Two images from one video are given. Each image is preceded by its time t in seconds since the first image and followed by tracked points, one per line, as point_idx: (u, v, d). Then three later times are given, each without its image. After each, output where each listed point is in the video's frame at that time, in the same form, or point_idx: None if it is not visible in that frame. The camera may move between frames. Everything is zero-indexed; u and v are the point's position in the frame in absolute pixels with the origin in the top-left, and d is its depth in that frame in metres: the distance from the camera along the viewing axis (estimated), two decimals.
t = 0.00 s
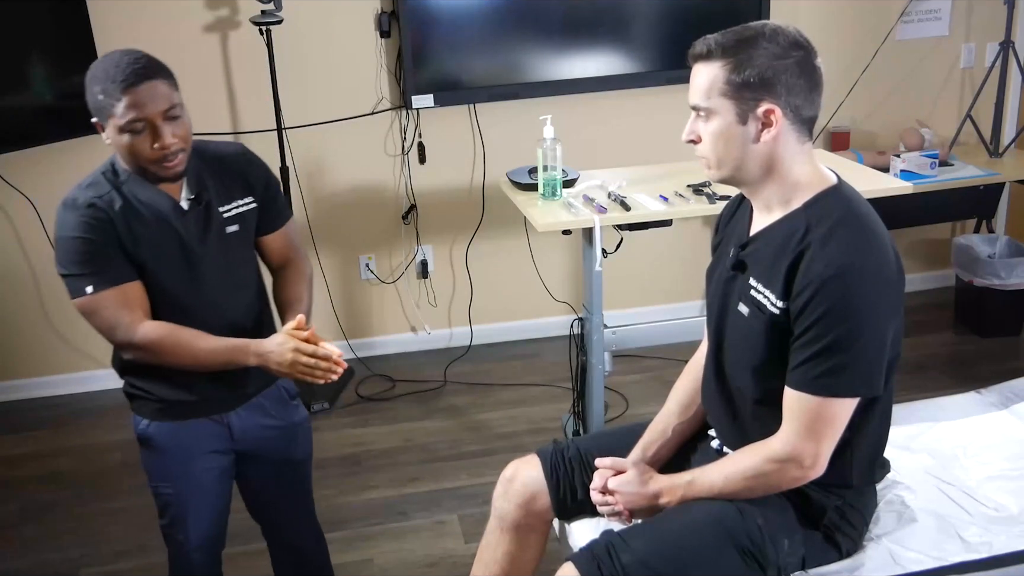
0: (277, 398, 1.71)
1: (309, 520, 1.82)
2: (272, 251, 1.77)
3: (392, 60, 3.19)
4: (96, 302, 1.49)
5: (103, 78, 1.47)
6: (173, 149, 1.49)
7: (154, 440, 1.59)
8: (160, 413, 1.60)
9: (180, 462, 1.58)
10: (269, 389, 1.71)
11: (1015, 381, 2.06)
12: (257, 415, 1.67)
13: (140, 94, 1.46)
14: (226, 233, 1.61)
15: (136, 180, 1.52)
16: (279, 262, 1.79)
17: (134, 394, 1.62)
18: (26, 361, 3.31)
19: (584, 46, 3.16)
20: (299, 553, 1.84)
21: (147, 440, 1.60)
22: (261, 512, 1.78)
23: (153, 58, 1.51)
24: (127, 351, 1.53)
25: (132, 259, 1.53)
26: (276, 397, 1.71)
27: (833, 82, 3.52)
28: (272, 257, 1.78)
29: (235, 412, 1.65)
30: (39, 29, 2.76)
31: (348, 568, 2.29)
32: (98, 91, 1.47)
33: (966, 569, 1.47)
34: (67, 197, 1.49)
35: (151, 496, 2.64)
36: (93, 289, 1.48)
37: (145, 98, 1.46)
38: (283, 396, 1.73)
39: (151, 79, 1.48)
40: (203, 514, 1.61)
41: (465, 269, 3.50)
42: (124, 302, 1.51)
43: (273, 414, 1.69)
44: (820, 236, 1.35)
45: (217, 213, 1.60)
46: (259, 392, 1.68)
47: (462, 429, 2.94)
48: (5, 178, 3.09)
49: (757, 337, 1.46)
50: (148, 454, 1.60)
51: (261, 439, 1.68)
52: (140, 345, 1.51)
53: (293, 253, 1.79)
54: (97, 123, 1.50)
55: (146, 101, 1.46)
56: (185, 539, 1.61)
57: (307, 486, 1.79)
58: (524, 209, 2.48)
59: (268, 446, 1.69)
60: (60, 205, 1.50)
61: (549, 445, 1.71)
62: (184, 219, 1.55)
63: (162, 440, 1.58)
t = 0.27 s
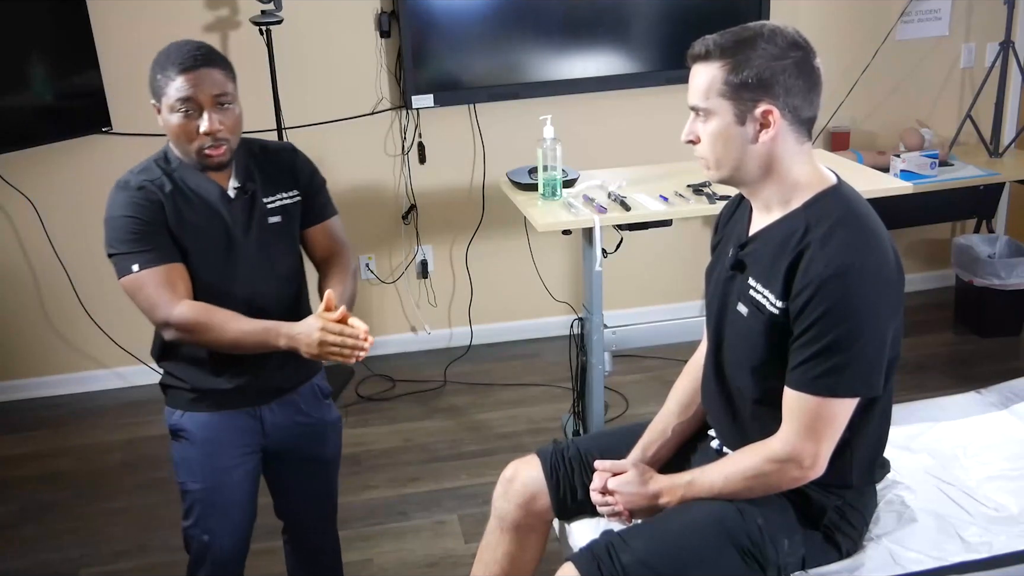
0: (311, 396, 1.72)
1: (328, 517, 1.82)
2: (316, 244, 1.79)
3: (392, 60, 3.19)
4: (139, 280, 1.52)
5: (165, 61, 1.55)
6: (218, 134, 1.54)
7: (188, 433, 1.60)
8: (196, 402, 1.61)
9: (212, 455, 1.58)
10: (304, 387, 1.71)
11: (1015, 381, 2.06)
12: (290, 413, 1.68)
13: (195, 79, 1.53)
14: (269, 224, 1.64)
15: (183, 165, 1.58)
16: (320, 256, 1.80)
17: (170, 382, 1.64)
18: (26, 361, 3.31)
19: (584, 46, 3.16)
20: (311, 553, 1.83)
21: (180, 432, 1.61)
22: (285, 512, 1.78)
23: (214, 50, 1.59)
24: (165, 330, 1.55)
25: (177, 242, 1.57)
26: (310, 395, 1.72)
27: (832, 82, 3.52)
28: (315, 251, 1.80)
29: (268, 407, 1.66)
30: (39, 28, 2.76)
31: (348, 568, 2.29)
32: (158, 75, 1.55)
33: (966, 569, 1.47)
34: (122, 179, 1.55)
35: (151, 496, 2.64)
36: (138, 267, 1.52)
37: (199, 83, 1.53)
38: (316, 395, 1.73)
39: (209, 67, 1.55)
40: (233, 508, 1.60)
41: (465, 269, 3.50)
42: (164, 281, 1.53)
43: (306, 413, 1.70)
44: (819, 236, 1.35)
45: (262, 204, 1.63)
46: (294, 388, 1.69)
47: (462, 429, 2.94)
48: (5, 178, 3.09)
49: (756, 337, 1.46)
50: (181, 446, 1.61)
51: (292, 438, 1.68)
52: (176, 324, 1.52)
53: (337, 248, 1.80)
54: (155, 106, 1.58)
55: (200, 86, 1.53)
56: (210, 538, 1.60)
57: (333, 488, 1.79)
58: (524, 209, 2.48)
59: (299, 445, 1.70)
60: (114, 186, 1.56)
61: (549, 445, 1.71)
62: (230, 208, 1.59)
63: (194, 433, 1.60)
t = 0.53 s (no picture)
0: (329, 400, 1.73)
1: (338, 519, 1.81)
2: (341, 247, 1.79)
3: (392, 60, 3.19)
4: (155, 274, 1.54)
5: (200, 54, 1.58)
6: (241, 130, 1.56)
7: (213, 435, 1.60)
8: (217, 402, 1.62)
9: (239, 453, 1.58)
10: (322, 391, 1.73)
11: (1015, 381, 2.06)
12: (310, 416, 1.69)
13: (224, 73, 1.55)
14: (293, 226, 1.66)
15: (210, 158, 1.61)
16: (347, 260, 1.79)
17: (189, 383, 1.65)
18: (26, 361, 3.31)
19: (584, 46, 3.16)
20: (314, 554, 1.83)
21: (205, 435, 1.61)
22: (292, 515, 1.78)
23: (248, 47, 1.61)
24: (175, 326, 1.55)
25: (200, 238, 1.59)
26: (328, 400, 1.73)
27: (832, 82, 3.52)
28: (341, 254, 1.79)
29: (289, 409, 1.67)
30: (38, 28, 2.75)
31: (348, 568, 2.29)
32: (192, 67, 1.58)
33: (966, 569, 1.47)
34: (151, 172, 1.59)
35: (151, 496, 2.64)
36: (156, 260, 1.54)
37: (228, 77, 1.55)
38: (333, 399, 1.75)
39: (240, 62, 1.57)
40: (264, 505, 1.59)
41: (465, 269, 3.50)
42: (176, 275, 1.54)
43: (325, 416, 1.71)
44: (819, 236, 1.35)
45: (287, 206, 1.65)
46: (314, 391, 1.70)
47: (462, 429, 2.94)
48: (5, 178, 3.09)
49: (756, 337, 1.46)
50: (206, 447, 1.61)
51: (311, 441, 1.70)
52: (183, 319, 1.52)
53: (361, 249, 1.79)
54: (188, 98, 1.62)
55: (228, 81, 1.55)
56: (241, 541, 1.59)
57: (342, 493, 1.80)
58: (524, 209, 2.48)
59: (317, 449, 1.71)
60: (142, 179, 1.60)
61: (549, 445, 1.71)
62: (255, 209, 1.61)
63: (220, 434, 1.60)
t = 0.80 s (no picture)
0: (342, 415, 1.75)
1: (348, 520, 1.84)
2: (346, 257, 1.77)
3: (392, 60, 3.19)
4: (175, 286, 1.49)
5: (195, 70, 1.54)
6: (241, 151, 1.54)
7: (233, 467, 1.59)
8: (235, 432, 1.61)
9: (264, 483, 1.59)
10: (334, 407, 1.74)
11: (1015, 381, 2.06)
12: (327, 435, 1.71)
13: (223, 93, 1.52)
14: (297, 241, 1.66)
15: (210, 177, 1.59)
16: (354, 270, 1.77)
17: (201, 411, 1.63)
18: (26, 361, 3.31)
19: (584, 46, 3.16)
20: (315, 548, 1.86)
21: (224, 467, 1.60)
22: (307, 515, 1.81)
23: (246, 60, 1.57)
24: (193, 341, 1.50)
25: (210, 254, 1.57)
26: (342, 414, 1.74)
27: (832, 82, 3.52)
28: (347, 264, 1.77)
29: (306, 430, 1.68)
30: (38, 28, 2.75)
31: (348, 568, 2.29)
32: (188, 84, 1.54)
33: (965, 569, 1.47)
34: (154, 193, 1.58)
35: (151, 496, 2.64)
36: (171, 277, 1.50)
37: (227, 97, 1.52)
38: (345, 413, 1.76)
39: (239, 79, 1.54)
40: (292, 531, 1.63)
41: (465, 269, 3.50)
42: (198, 293, 1.49)
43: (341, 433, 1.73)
44: (820, 236, 1.35)
45: (290, 221, 1.65)
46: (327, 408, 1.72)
47: (462, 429, 2.94)
48: (5, 178, 3.09)
49: (756, 337, 1.46)
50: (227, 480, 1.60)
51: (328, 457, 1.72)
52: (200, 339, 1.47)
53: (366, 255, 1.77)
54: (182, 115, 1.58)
55: (227, 101, 1.52)
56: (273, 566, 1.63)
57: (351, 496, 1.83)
58: (524, 209, 2.48)
59: (332, 463, 1.74)
60: (144, 200, 1.58)
61: (549, 446, 1.71)
62: (260, 226, 1.61)
63: (242, 466, 1.59)
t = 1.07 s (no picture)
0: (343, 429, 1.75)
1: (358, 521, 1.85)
2: (344, 279, 1.81)
3: (392, 60, 3.19)
4: (174, 338, 1.40)
5: (177, 92, 1.41)
6: (243, 177, 1.46)
7: (241, 498, 1.57)
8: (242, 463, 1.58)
9: (274, 510, 1.58)
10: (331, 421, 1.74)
11: (1015, 381, 2.06)
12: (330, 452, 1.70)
13: (217, 118, 1.42)
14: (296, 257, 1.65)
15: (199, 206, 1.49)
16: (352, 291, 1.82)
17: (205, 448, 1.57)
18: (26, 361, 3.31)
19: (584, 46, 3.16)
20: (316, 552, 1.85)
21: (232, 500, 1.57)
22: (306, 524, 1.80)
23: (230, 75, 1.47)
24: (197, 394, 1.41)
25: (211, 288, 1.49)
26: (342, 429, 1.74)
27: (832, 82, 3.52)
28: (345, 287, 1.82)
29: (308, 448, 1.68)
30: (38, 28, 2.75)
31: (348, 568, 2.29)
32: (170, 107, 1.41)
33: (966, 569, 1.47)
34: (137, 227, 1.46)
35: (151, 496, 2.64)
36: (171, 323, 1.40)
37: (222, 122, 1.42)
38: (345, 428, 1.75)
39: (230, 99, 1.43)
40: (301, 552, 1.63)
41: (465, 269, 3.50)
42: (200, 343, 1.40)
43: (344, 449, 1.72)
44: (820, 236, 1.35)
45: (287, 240, 1.62)
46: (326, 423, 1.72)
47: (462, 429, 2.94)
48: (5, 178, 3.09)
49: (757, 337, 1.46)
50: (234, 511, 1.57)
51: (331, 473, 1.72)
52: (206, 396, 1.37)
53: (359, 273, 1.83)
54: (162, 139, 1.45)
55: (223, 126, 1.42)
56: None
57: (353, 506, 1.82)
58: (523, 209, 2.48)
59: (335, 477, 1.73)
60: (126, 236, 1.47)
61: (549, 445, 1.71)
62: (259, 248, 1.56)
63: (252, 497, 1.57)
